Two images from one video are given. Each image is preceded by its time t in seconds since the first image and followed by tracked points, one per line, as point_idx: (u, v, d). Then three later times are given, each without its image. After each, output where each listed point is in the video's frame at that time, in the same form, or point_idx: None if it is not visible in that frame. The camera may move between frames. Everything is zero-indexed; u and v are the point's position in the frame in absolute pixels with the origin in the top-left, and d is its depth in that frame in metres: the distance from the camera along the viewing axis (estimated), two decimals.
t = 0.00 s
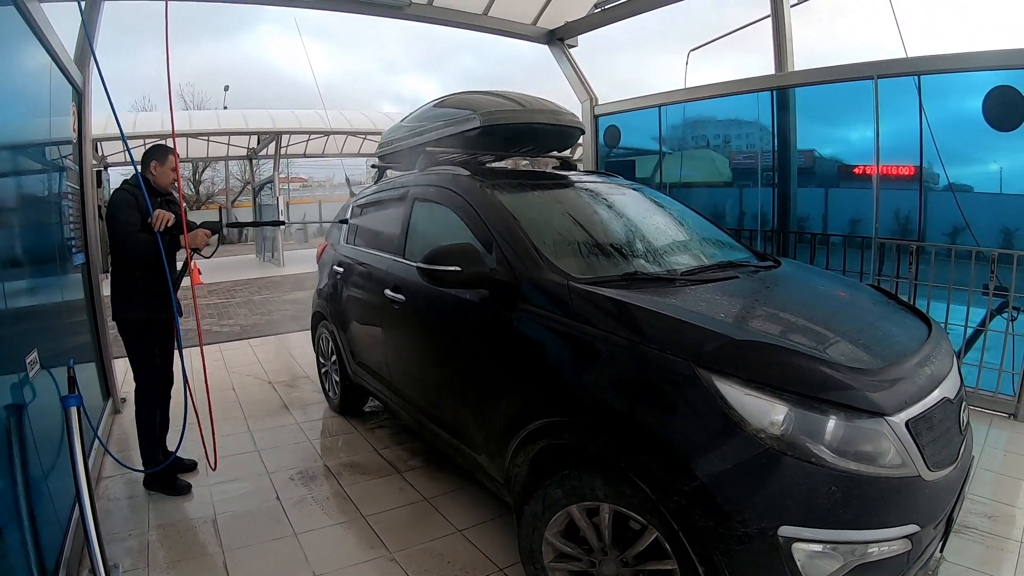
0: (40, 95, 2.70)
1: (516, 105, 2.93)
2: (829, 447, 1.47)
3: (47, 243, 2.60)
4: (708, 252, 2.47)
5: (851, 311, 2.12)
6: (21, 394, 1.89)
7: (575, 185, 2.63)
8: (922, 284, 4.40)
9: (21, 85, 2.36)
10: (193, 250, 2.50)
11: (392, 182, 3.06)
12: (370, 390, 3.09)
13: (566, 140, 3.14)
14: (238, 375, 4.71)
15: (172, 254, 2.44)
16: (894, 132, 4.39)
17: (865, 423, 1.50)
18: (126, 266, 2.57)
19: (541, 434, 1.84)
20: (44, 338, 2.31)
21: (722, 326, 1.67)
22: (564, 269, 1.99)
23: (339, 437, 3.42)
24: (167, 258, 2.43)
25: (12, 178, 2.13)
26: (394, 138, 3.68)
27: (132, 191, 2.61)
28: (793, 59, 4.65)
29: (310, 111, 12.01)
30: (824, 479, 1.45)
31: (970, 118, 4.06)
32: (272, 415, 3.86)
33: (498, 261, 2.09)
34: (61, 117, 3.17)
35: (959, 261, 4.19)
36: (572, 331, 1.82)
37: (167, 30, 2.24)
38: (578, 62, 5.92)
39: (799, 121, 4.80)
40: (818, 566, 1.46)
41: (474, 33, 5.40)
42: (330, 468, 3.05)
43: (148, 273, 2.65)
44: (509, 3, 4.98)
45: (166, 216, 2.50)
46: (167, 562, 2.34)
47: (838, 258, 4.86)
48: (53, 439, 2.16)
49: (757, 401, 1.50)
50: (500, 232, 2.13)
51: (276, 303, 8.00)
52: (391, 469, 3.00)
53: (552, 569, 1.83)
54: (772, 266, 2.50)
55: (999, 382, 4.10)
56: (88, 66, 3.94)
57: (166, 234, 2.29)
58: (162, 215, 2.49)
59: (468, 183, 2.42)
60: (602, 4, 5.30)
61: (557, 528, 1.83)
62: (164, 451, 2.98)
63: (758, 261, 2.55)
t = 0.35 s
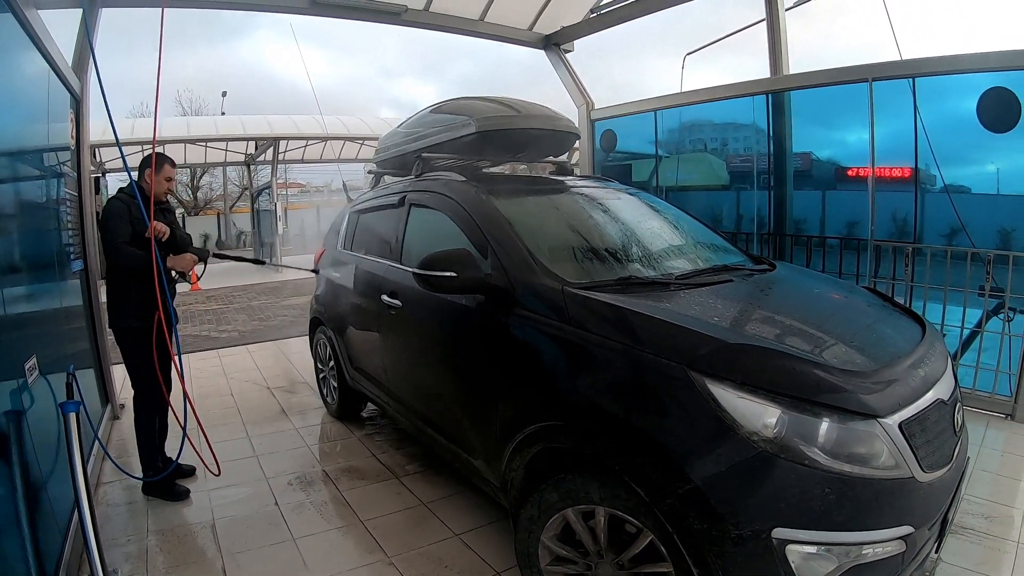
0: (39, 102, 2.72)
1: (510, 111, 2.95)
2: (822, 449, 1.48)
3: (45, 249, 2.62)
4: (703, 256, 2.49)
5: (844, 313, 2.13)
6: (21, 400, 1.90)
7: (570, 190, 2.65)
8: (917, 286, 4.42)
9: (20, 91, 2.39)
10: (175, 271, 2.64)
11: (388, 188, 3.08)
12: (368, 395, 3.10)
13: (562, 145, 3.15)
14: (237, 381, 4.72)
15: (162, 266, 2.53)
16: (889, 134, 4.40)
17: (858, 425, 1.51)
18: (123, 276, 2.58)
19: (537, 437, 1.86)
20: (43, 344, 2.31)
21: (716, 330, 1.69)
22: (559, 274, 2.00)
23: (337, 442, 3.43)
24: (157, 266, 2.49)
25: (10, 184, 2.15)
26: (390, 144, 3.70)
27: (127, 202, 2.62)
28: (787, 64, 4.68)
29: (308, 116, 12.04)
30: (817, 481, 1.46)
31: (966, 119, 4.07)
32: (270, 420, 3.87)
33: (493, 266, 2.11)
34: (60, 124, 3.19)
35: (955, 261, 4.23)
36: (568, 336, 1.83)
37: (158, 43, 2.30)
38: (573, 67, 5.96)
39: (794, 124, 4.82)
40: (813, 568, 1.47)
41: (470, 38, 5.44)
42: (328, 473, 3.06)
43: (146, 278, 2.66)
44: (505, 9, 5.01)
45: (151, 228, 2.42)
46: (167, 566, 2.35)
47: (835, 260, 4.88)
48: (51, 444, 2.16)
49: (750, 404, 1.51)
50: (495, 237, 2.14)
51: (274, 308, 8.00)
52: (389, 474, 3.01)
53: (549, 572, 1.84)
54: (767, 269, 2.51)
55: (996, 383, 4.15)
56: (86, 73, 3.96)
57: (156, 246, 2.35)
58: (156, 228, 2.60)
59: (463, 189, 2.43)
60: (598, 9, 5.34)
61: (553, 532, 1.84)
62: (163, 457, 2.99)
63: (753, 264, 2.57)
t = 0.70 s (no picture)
0: (27, 105, 2.71)
1: (497, 114, 2.94)
2: (805, 450, 1.50)
3: (34, 253, 2.61)
4: (689, 258, 2.50)
5: (828, 314, 2.15)
6: (10, 403, 1.89)
7: (556, 192, 2.66)
8: (903, 287, 4.45)
9: (8, 92, 2.39)
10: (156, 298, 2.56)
11: (377, 191, 3.09)
12: (356, 398, 3.10)
13: (549, 148, 3.18)
14: (225, 384, 4.70)
15: (147, 289, 2.46)
16: (875, 137, 4.44)
17: (841, 426, 1.53)
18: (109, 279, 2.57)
19: (523, 438, 1.86)
20: (31, 348, 2.30)
21: (699, 331, 1.70)
22: (545, 277, 2.01)
23: (326, 445, 3.42)
24: (142, 287, 2.43)
25: None
26: (379, 147, 3.69)
27: (115, 210, 2.61)
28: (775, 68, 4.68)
29: (296, 118, 11.99)
30: (801, 481, 1.47)
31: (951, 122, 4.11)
32: (258, 423, 3.86)
33: (479, 269, 2.12)
34: (49, 127, 3.17)
35: (942, 264, 4.25)
36: (554, 337, 1.84)
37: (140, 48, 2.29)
38: (561, 68, 5.94)
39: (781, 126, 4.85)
40: (798, 567, 1.49)
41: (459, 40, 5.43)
42: (317, 475, 3.06)
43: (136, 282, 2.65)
44: (494, 12, 5.03)
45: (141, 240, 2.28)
46: (156, 570, 2.34)
47: (823, 261, 4.93)
48: (40, 447, 2.14)
49: (733, 405, 1.52)
50: (481, 240, 2.15)
51: (262, 311, 7.96)
52: (379, 476, 3.01)
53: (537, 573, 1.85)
54: (752, 271, 2.53)
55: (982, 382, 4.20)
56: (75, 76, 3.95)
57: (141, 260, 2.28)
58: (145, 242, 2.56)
59: (450, 191, 2.44)
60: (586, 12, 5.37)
61: (540, 533, 1.84)
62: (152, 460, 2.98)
63: (738, 265, 2.59)
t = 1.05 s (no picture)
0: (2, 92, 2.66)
1: (474, 108, 2.93)
2: (771, 438, 1.54)
3: (9, 244, 2.56)
4: (662, 252, 2.54)
5: (796, 308, 2.19)
6: None
7: (532, 186, 2.68)
8: (873, 283, 4.56)
9: None
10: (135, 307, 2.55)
11: (353, 182, 3.07)
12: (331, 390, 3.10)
13: (525, 142, 3.18)
14: (199, 376, 4.64)
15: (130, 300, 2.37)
16: (848, 137, 4.52)
17: (807, 415, 1.58)
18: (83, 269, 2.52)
19: (495, 428, 1.88)
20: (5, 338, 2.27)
21: (668, 323, 1.73)
22: (518, 269, 2.02)
23: (301, 436, 3.41)
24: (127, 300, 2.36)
25: None
26: (355, 138, 3.68)
27: (91, 204, 2.50)
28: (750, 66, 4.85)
29: (273, 109, 11.83)
30: (767, 469, 1.51)
31: (921, 122, 4.19)
32: (233, 415, 3.82)
33: (453, 261, 2.12)
34: (23, 115, 3.11)
35: (911, 260, 4.38)
36: (527, 328, 1.85)
37: (120, 31, 2.22)
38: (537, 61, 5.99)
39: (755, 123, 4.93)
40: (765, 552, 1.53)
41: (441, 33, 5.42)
42: (291, 466, 3.04)
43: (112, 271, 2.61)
44: (475, 6, 5.03)
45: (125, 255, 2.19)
46: (131, 561, 2.31)
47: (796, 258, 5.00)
48: (14, 439, 2.11)
49: (701, 394, 1.55)
50: (455, 232, 2.16)
51: (236, 304, 7.86)
52: (356, 467, 3.02)
53: (509, 561, 1.86)
54: (723, 265, 2.57)
55: (950, 378, 4.29)
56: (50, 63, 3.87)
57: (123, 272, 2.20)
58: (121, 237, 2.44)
59: (426, 184, 2.45)
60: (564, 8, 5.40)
61: (512, 522, 1.86)
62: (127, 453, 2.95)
63: (710, 260, 2.64)
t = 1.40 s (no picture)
0: None
1: (447, 99, 2.95)
2: (728, 416, 1.61)
3: None
4: (630, 241, 2.59)
5: (757, 294, 2.26)
6: None
7: (503, 176, 2.71)
8: (839, 275, 4.67)
9: None
10: (123, 310, 2.56)
11: (326, 172, 3.08)
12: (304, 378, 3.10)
13: (497, 133, 3.21)
14: (172, 366, 4.61)
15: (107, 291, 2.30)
16: (816, 134, 4.65)
17: (764, 394, 1.64)
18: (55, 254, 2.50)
19: (465, 410, 1.92)
20: None
21: (631, 306, 1.78)
22: (487, 255, 2.06)
23: (274, 423, 3.41)
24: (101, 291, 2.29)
25: None
26: (328, 128, 3.67)
27: (72, 194, 2.43)
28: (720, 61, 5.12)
29: (247, 99, 11.65)
30: (724, 445, 1.58)
31: (889, 121, 4.28)
32: (206, 403, 3.81)
33: (423, 247, 2.15)
34: None
35: (875, 256, 4.49)
36: (494, 311, 1.89)
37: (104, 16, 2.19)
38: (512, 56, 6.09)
39: (725, 118, 5.05)
40: (724, 527, 1.62)
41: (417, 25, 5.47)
42: (264, 453, 3.06)
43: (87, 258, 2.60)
44: None
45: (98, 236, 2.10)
46: (107, 547, 2.33)
47: (764, 251, 5.11)
48: None
49: (661, 373, 1.61)
50: (426, 219, 2.19)
51: (208, 295, 7.76)
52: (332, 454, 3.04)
53: (478, 538, 1.94)
54: (689, 254, 2.63)
55: (913, 368, 4.43)
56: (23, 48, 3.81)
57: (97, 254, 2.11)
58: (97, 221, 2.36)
59: (398, 172, 2.47)
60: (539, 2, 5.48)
61: (480, 501, 1.92)
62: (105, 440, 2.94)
63: (676, 249, 2.71)
